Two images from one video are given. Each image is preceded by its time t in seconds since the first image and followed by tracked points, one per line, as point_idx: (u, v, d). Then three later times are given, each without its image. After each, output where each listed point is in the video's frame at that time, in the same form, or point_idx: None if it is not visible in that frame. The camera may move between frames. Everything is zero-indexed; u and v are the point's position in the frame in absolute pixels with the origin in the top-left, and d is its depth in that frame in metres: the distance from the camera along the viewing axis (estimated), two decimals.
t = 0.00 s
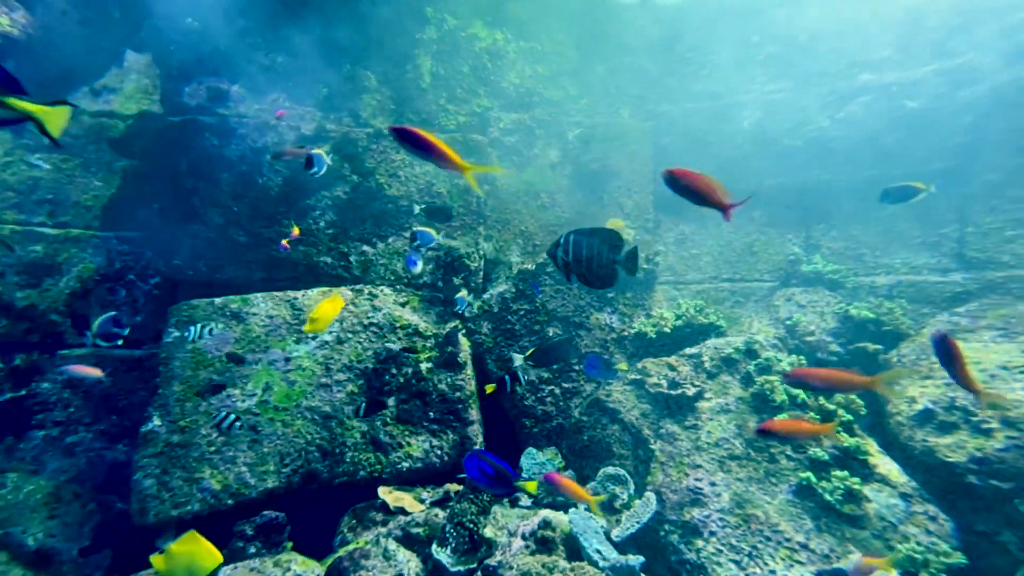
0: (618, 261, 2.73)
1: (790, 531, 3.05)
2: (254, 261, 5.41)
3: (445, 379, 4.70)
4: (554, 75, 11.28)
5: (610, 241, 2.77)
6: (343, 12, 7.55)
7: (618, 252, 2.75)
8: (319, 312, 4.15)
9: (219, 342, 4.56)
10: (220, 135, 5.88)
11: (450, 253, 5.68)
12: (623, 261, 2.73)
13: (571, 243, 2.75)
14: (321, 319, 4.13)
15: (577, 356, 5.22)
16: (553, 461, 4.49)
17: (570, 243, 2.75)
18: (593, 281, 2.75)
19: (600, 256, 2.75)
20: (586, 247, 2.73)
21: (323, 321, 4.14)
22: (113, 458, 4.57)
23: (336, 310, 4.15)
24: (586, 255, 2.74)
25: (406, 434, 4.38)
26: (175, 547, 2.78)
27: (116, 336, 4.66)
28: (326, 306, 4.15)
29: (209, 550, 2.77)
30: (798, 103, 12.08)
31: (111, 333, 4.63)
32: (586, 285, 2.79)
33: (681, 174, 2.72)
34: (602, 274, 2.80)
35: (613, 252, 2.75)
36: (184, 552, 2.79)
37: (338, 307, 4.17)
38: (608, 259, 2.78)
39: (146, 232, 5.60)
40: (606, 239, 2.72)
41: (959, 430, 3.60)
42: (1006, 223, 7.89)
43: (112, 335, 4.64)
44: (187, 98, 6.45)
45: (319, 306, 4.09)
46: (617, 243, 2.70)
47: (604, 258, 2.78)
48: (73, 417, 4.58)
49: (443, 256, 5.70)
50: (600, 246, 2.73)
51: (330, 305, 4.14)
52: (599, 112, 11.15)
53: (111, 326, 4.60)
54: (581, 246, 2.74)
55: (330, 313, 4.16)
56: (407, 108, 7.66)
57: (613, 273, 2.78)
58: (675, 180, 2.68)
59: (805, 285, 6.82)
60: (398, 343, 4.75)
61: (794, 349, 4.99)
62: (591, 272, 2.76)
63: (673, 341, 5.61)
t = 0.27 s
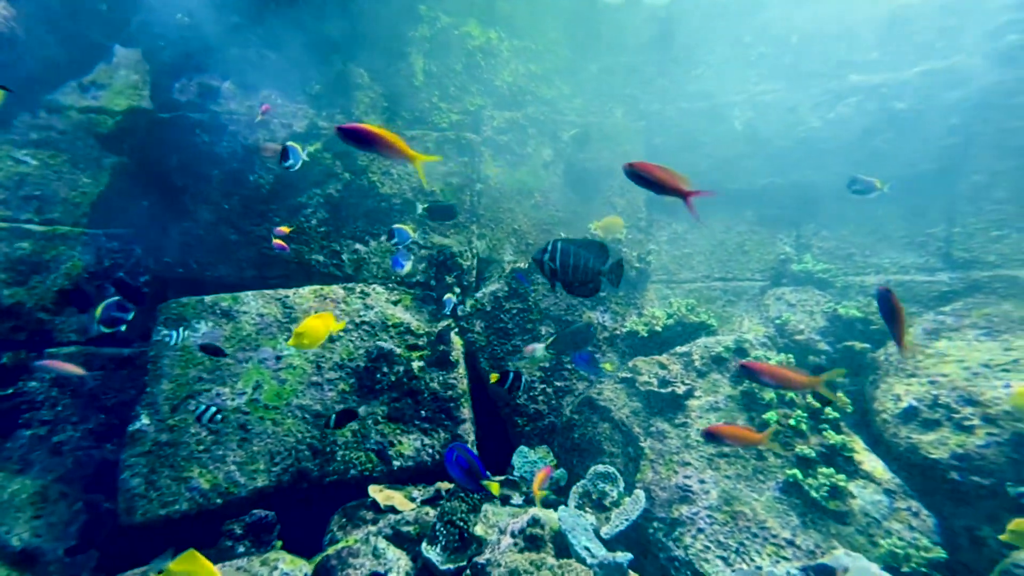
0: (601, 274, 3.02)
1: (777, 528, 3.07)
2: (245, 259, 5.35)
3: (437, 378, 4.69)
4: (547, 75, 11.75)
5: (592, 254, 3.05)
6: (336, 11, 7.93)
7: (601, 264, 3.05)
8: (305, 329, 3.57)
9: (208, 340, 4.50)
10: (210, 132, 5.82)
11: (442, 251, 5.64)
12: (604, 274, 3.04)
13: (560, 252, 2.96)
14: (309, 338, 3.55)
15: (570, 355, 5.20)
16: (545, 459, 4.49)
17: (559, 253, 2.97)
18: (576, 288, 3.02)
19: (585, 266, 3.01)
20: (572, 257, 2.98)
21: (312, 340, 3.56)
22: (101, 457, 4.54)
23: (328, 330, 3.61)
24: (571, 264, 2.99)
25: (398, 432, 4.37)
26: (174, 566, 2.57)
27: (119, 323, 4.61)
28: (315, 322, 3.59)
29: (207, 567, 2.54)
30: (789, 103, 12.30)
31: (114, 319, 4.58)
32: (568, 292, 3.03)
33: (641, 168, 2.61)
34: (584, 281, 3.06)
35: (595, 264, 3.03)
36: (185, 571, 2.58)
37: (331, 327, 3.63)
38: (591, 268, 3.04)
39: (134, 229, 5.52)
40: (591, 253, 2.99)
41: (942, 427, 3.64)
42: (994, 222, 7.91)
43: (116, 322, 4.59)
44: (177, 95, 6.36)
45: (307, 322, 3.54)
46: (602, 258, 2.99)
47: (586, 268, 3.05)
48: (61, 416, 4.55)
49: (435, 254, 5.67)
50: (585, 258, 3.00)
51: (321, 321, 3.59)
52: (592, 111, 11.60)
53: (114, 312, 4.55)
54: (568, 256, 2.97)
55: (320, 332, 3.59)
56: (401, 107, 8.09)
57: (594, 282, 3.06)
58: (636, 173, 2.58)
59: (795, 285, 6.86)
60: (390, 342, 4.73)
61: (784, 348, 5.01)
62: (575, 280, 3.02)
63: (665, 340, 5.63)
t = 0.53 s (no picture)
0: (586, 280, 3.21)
1: (763, 522, 3.09)
2: (236, 256, 5.29)
3: (428, 375, 4.68)
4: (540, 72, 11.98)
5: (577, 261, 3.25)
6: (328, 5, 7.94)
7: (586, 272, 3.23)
8: (287, 337, 3.32)
9: (197, 337, 4.46)
10: (198, 126, 5.76)
11: (435, 248, 5.64)
12: (589, 280, 3.24)
13: (547, 260, 3.15)
14: (292, 349, 3.31)
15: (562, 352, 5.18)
16: (536, 456, 4.48)
17: (547, 260, 3.16)
18: (562, 294, 3.20)
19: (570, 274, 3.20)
20: (558, 265, 3.17)
21: (295, 352, 3.32)
22: (89, 455, 4.51)
23: (314, 344, 3.35)
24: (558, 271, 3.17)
25: (388, 429, 4.36)
26: None
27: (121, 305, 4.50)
28: (300, 331, 3.33)
29: None
30: (779, 101, 12.47)
31: (116, 301, 4.46)
32: (555, 297, 3.25)
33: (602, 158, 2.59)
34: (569, 288, 3.25)
35: (581, 271, 3.22)
36: None
37: (317, 341, 3.37)
38: (577, 276, 3.23)
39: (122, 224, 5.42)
40: (577, 262, 3.18)
41: (924, 422, 3.68)
42: (978, 222, 8.00)
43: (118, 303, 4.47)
44: (164, 89, 6.36)
45: (290, 330, 3.28)
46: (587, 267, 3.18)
47: (571, 274, 3.25)
48: (48, 414, 4.50)
49: (428, 252, 5.67)
50: (571, 265, 3.19)
51: (307, 333, 3.33)
52: (585, 109, 11.72)
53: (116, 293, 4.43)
54: (555, 263, 3.15)
55: (305, 344, 3.34)
56: (393, 103, 8.09)
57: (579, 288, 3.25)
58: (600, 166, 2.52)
59: (784, 282, 6.89)
60: (381, 340, 4.71)
61: (772, 345, 5.03)
62: (561, 286, 3.22)
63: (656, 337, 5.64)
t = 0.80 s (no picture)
0: (567, 287, 3.25)
1: (745, 515, 3.13)
2: (224, 252, 5.22)
3: (417, 371, 4.67)
4: (531, 69, 12.01)
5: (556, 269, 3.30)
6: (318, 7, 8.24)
7: (568, 280, 3.28)
8: (266, 342, 3.21)
9: (183, 333, 4.41)
10: (185, 122, 5.73)
11: (425, 245, 5.60)
12: (569, 288, 3.29)
13: (532, 263, 3.12)
14: (271, 355, 3.22)
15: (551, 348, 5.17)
16: (525, 453, 4.45)
17: (532, 264, 3.12)
18: (544, 300, 3.18)
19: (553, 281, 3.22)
20: (541, 269, 3.15)
21: (274, 358, 3.23)
22: (73, 453, 4.43)
23: (294, 353, 3.24)
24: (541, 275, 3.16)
25: (377, 426, 4.35)
26: None
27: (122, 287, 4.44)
28: (280, 338, 3.22)
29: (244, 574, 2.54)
30: (768, 100, 12.59)
31: (117, 283, 4.40)
32: (537, 303, 3.22)
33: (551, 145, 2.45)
34: (550, 295, 3.25)
35: (563, 279, 3.25)
36: None
37: (298, 349, 3.25)
38: (559, 284, 3.25)
39: (108, 220, 5.37)
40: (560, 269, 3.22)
41: (902, 416, 3.75)
42: (961, 220, 8.14)
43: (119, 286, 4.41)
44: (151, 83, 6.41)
45: (269, 336, 3.17)
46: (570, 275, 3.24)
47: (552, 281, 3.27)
48: (32, 411, 4.42)
49: (418, 249, 5.63)
50: (554, 272, 3.22)
51: (288, 340, 3.22)
52: (576, 106, 11.76)
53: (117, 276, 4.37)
54: (540, 268, 3.14)
55: (284, 351, 3.23)
56: (383, 99, 8.04)
57: (560, 296, 3.27)
58: (552, 155, 2.39)
59: (772, 279, 6.91)
60: (370, 336, 4.69)
61: (758, 340, 5.07)
62: (544, 291, 3.21)
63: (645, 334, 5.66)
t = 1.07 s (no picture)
0: (545, 295, 3.32)
1: (726, 511, 3.17)
2: (211, 250, 5.24)
3: (404, 369, 4.64)
4: (520, 67, 12.02)
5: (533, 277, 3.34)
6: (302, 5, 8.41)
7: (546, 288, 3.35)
8: (239, 348, 3.17)
9: (166, 331, 4.35)
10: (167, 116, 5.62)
11: (412, 242, 5.45)
12: (546, 296, 3.36)
13: (513, 270, 3.11)
14: (244, 361, 3.17)
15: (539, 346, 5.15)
16: (513, 450, 4.46)
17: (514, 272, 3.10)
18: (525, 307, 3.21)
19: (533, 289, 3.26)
20: (522, 277, 3.15)
21: (247, 365, 3.18)
22: (53, 453, 4.36)
23: (268, 360, 3.21)
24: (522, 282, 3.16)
25: (364, 424, 4.31)
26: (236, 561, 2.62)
27: (122, 273, 3.95)
28: (254, 345, 3.18)
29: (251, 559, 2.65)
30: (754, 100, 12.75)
31: (116, 269, 3.91)
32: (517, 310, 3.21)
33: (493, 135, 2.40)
34: (529, 302, 3.27)
35: (541, 287, 3.31)
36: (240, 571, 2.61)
37: (272, 357, 3.23)
38: (537, 291, 3.30)
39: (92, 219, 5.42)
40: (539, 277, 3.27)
41: (880, 412, 3.81)
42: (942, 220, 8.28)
43: (118, 272, 3.92)
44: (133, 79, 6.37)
45: (242, 342, 3.14)
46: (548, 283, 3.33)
47: (530, 288, 3.29)
48: (10, 412, 4.33)
49: (405, 246, 5.50)
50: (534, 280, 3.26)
51: (262, 347, 3.19)
52: (564, 105, 11.82)
53: (114, 259, 3.88)
54: (521, 275, 3.15)
55: (257, 358, 3.19)
56: (372, 96, 8.08)
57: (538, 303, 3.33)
58: (491, 144, 2.35)
59: (758, 278, 6.94)
60: (357, 334, 4.63)
61: (743, 338, 5.10)
62: (525, 298, 3.22)
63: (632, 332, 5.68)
